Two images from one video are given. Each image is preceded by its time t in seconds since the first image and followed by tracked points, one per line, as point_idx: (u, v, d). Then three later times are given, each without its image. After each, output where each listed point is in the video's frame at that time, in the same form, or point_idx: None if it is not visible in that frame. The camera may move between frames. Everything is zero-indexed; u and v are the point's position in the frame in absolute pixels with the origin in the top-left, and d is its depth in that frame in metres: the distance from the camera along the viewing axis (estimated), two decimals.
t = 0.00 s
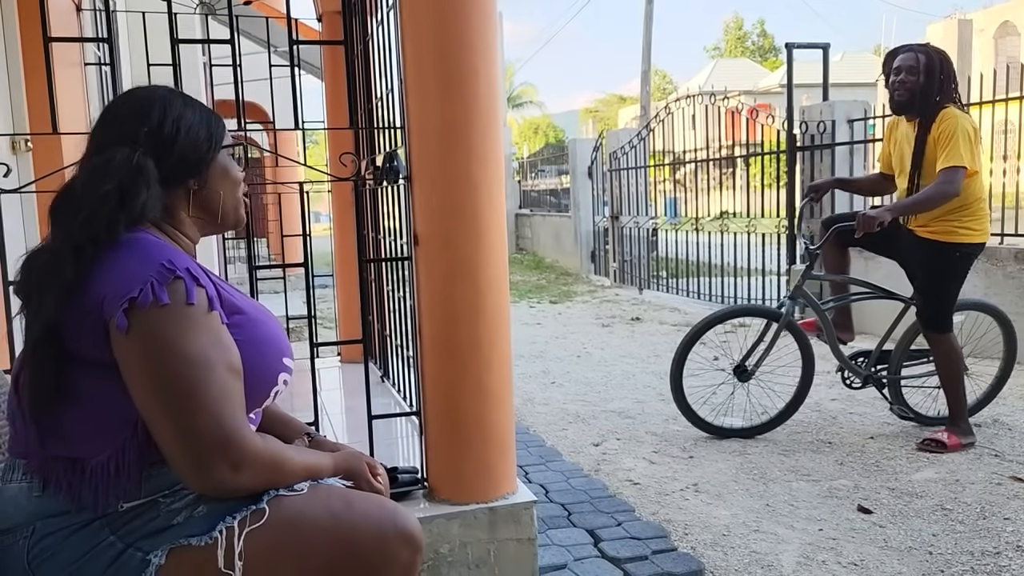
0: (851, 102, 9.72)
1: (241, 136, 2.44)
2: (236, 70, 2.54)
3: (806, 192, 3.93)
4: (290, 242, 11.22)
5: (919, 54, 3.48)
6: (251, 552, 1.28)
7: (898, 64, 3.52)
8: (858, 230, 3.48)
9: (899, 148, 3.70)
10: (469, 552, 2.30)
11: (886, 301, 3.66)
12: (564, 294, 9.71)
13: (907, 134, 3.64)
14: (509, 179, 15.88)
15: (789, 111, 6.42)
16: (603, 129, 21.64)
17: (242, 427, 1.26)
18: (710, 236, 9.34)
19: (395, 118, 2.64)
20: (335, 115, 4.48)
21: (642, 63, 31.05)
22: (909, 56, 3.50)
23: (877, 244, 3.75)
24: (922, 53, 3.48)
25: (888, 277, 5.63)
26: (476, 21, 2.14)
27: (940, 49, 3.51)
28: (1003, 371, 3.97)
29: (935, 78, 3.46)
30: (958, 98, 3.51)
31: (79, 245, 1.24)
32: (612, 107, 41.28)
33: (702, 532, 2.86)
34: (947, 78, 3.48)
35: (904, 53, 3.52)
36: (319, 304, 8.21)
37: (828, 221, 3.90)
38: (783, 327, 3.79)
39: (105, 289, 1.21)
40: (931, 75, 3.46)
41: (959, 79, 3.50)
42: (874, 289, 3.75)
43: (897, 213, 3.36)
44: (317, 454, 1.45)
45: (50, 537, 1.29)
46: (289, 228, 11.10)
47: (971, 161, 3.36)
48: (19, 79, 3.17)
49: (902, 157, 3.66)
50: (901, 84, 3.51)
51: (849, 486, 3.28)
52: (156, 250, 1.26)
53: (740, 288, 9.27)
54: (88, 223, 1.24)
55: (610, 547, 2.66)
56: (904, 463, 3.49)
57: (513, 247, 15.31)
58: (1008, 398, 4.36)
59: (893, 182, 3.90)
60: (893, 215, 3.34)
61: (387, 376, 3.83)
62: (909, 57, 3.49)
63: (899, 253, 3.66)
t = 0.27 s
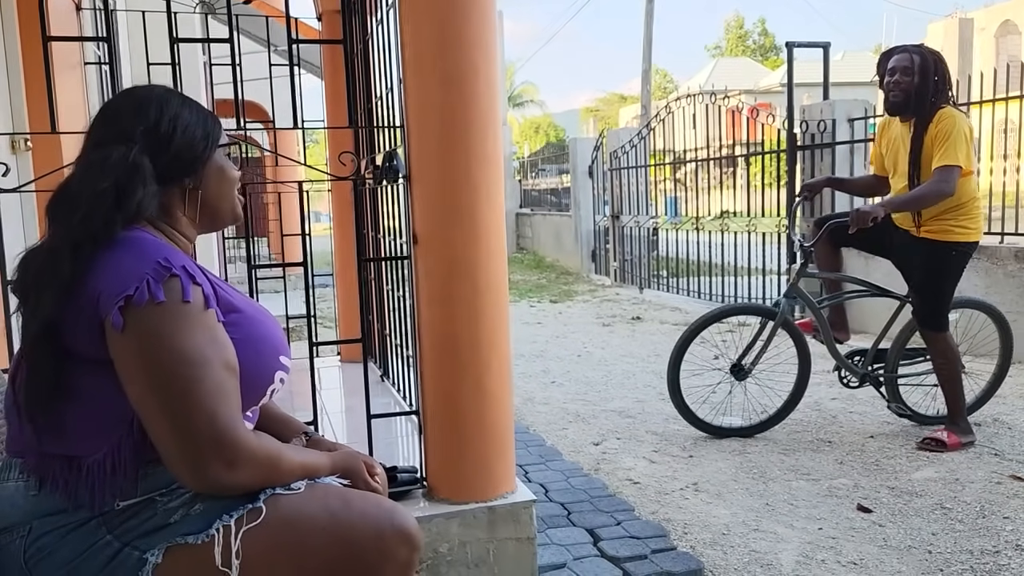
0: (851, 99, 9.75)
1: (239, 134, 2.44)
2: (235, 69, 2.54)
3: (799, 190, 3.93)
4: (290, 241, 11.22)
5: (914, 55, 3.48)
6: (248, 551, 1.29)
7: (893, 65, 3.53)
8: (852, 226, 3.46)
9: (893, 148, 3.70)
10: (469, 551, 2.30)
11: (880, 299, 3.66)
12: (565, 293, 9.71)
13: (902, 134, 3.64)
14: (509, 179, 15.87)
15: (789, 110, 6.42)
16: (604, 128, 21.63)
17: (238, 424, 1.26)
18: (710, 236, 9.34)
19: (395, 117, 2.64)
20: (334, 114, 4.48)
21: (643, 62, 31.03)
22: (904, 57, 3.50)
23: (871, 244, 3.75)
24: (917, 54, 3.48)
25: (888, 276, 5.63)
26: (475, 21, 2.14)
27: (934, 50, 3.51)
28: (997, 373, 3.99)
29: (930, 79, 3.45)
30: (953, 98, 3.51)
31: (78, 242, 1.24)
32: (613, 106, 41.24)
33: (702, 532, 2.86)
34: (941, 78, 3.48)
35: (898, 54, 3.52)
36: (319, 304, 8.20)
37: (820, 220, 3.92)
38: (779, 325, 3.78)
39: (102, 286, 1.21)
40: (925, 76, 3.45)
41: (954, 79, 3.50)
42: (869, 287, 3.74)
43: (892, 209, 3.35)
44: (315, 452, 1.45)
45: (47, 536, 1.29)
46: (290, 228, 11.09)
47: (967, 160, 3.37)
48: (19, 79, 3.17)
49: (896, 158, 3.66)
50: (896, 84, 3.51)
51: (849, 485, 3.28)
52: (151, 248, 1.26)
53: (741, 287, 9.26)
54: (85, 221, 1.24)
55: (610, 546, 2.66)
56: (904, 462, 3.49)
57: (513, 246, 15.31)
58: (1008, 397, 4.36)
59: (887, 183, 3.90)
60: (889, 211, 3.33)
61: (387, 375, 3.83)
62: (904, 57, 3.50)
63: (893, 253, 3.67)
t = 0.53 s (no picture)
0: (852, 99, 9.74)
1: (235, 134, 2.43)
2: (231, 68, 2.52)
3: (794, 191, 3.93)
4: (290, 240, 11.22)
5: (906, 61, 3.47)
6: (240, 554, 1.28)
7: (885, 71, 3.51)
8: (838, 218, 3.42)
9: (886, 151, 3.70)
10: (465, 552, 2.29)
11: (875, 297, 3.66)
12: (565, 292, 9.71)
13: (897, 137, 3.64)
14: (509, 178, 15.87)
15: (789, 110, 6.41)
16: (604, 127, 21.62)
17: (230, 426, 1.24)
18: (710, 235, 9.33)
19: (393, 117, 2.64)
20: (333, 113, 4.47)
21: (644, 62, 31.02)
22: (896, 63, 3.49)
23: (864, 243, 3.75)
24: (909, 60, 3.47)
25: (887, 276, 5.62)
26: (473, 20, 2.13)
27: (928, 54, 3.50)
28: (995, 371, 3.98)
29: (923, 85, 3.45)
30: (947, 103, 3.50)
31: (72, 240, 1.22)
32: (614, 106, 41.22)
33: (699, 533, 2.85)
34: (934, 84, 3.46)
35: (890, 60, 3.51)
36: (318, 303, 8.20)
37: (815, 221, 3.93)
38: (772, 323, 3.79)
39: (94, 286, 1.19)
40: (918, 82, 3.45)
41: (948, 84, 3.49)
42: (863, 285, 3.73)
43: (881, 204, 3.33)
44: (308, 455, 1.44)
45: (38, 538, 1.28)
46: (290, 227, 11.09)
47: (960, 162, 3.37)
48: (16, 78, 3.16)
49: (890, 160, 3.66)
50: (889, 90, 3.50)
51: (847, 486, 3.27)
52: (144, 248, 1.24)
53: (741, 287, 9.26)
54: (78, 219, 1.23)
55: (607, 547, 2.66)
56: (903, 463, 3.48)
57: (513, 245, 15.31)
58: (1008, 397, 4.35)
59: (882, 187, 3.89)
60: (877, 204, 3.30)
61: (385, 375, 3.82)
62: (896, 64, 3.49)
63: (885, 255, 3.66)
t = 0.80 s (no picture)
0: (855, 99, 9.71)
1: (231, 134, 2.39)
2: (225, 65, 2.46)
3: (794, 191, 3.90)
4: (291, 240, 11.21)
5: (907, 61, 3.47)
6: (229, 558, 1.26)
7: (885, 70, 3.51)
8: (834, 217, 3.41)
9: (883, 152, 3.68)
10: (462, 554, 2.28)
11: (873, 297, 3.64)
12: (567, 292, 9.69)
13: (892, 139, 3.62)
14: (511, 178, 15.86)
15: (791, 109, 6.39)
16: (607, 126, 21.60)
17: (220, 429, 1.23)
18: (712, 235, 9.31)
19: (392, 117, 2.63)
20: (332, 112, 4.46)
21: (647, 61, 31.00)
22: (897, 62, 3.49)
23: (860, 244, 3.72)
24: (910, 60, 3.47)
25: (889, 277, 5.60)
26: (470, 20, 2.12)
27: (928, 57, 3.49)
28: (998, 371, 3.95)
29: (922, 85, 3.44)
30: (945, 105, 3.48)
31: (58, 242, 1.20)
32: (617, 106, 41.18)
33: (699, 535, 2.83)
34: (933, 86, 3.45)
35: (891, 60, 3.51)
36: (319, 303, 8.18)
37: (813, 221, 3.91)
38: (770, 323, 3.77)
39: (81, 288, 1.18)
40: (917, 81, 3.44)
41: (946, 86, 3.47)
42: (862, 285, 3.71)
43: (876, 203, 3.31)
44: (299, 457, 1.42)
45: (26, 542, 1.26)
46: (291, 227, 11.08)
47: (954, 164, 3.34)
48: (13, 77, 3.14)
49: (885, 161, 3.64)
50: (887, 90, 3.50)
51: (848, 488, 3.25)
52: (131, 249, 1.22)
53: (743, 287, 9.23)
54: (65, 220, 1.21)
55: (605, 549, 2.64)
56: (905, 465, 3.46)
57: (515, 245, 15.30)
58: (1011, 399, 4.32)
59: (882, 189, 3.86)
60: (871, 202, 3.29)
61: (384, 376, 3.81)
62: (897, 63, 3.49)
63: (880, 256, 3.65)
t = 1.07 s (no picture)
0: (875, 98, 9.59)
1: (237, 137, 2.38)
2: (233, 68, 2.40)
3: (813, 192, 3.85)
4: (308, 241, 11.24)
5: (922, 59, 3.39)
6: (223, 565, 1.24)
7: (902, 67, 3.44)
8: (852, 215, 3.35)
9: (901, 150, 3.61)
10: (470, 560, 2.25)
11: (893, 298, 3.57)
12: (583, 293, 9.65)
13: (911, 137, 3.55)
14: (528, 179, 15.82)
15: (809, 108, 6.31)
16: (624, 126, 21.52)
17: (212, 433, 1.20)
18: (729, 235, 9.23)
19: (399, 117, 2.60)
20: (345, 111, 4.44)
21: (665, 61, 30.86)
22: (912, 60, 3.41)
23: (877, 244, 3.66)
24: (925, 57, 3.39)
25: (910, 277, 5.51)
26: (478, 18, 2.09)
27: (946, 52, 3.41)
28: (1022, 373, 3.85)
29: (939, 83, 3.36)
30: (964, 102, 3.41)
31: (45, 245, 1.19)
32: (634, 105, 41.03)
33: (713, 540, 2.78)
34: (951, 82, 3.37)
35: (907, 58, 3.43)
36: (335, 304, 8.19)
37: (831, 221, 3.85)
38: (788, 324, 3.71)
39: (69, 291, 1.16)
40: (934, 78, 3.36)
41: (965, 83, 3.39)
42: (882, 286, 3.65)
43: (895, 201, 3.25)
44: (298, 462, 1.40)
45: (15, 551, 1.23)
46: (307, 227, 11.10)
47: (974, 162, 3.27)
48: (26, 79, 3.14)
49: (904, 160, 3.57)
50: (904, 87, 3.43)
51: (866, 493, 3.19)
52: (122, 251, 1.21)
53: (760, 288, 9.15)
54: (54, 223, 1.20)
55: (616, 555, 2.60)
56: (924, 469, 3.39)
57: (531, 246, 15.27)
58: None
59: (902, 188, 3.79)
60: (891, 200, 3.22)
61: (396, 378, 3.79)
62: (912, 61, 3.41)
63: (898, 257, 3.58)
